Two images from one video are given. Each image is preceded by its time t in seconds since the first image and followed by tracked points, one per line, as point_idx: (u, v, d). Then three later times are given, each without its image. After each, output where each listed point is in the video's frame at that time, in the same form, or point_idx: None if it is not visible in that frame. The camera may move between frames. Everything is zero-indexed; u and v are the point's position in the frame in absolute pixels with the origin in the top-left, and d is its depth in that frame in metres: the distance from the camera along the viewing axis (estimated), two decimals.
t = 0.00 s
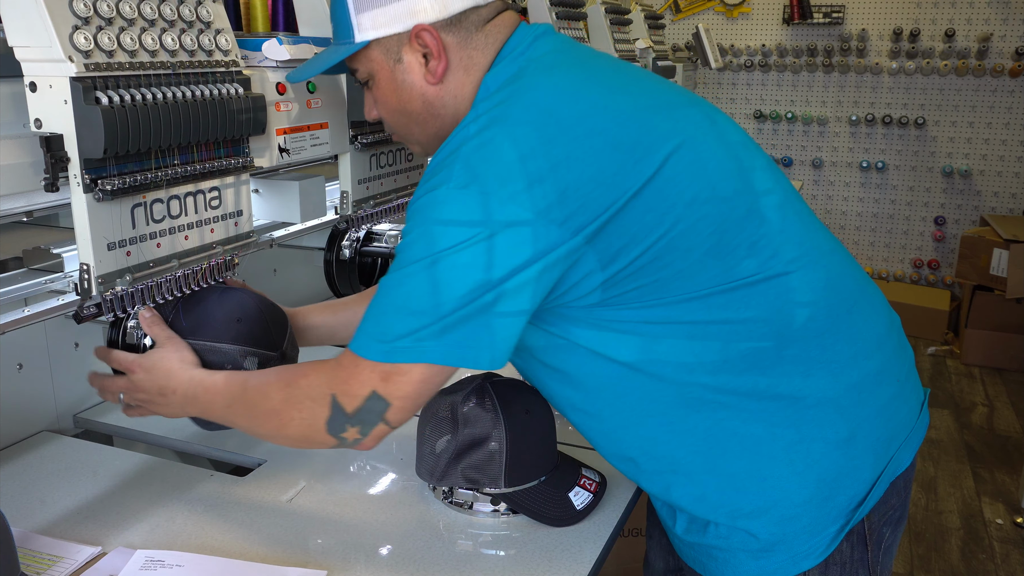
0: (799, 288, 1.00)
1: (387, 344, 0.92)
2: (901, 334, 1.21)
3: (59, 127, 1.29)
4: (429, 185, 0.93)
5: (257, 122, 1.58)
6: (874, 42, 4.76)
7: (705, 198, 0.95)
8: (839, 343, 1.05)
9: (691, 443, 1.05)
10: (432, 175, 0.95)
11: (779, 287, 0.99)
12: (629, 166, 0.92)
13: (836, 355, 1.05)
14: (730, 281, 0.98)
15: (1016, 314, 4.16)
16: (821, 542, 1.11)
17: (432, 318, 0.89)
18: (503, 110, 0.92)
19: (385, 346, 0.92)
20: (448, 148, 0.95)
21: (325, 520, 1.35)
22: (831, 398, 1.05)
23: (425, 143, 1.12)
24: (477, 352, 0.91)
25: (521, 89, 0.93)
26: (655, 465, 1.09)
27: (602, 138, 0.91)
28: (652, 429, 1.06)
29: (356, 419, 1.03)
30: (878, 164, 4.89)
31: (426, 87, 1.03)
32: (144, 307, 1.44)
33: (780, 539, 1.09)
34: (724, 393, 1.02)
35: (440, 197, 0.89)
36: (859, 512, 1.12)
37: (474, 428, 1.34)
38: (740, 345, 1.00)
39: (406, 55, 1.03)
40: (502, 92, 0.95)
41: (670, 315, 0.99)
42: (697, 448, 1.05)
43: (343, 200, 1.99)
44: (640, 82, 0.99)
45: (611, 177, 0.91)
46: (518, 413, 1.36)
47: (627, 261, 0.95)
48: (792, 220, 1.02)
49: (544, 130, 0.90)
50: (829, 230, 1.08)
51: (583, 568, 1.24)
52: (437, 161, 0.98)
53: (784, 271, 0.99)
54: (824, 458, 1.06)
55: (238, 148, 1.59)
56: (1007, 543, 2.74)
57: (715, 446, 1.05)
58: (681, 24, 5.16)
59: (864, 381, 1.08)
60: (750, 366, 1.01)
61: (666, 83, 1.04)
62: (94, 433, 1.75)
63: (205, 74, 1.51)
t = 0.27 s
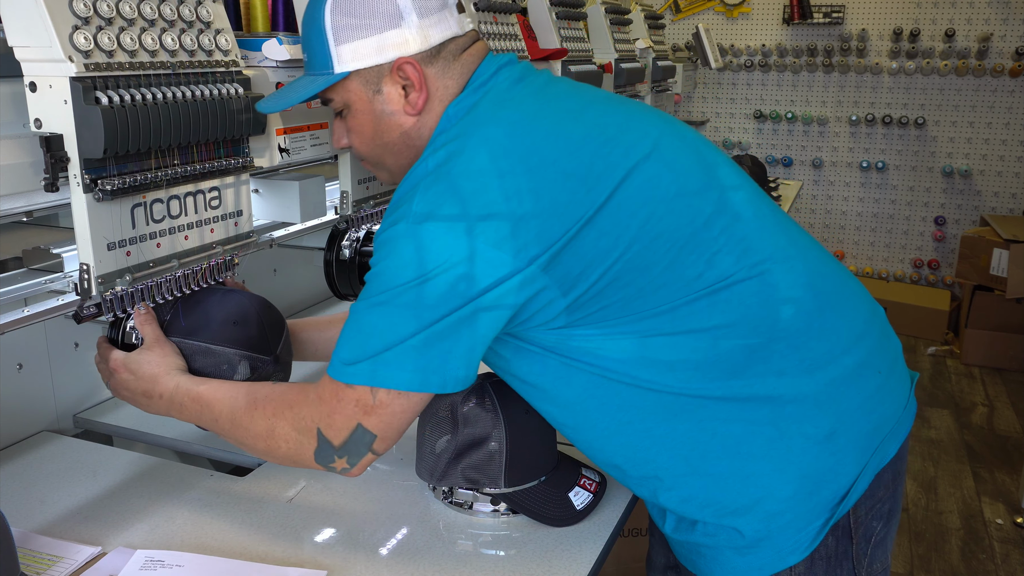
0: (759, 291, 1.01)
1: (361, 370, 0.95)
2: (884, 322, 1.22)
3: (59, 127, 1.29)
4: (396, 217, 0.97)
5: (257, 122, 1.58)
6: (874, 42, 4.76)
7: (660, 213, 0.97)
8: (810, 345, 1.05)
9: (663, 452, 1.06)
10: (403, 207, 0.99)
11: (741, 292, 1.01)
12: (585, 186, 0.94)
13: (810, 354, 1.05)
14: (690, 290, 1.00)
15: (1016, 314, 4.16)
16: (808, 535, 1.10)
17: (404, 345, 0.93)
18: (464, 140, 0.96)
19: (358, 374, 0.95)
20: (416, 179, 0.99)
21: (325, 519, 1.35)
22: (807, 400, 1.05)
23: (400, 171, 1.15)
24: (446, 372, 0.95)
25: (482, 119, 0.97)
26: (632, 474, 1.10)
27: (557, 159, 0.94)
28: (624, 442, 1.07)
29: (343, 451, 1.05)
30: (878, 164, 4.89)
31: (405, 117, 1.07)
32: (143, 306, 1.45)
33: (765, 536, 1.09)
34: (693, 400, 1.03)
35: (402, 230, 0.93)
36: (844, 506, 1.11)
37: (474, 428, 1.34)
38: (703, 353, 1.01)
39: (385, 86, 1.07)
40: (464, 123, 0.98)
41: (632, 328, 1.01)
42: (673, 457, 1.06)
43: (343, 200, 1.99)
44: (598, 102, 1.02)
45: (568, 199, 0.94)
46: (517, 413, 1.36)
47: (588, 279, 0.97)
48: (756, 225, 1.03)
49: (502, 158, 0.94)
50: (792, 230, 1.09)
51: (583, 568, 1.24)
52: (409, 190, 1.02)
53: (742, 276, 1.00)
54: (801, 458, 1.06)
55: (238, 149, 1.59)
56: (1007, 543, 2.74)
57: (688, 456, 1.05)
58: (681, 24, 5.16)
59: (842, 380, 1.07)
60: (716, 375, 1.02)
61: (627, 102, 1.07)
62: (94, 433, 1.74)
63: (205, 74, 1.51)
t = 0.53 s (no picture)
0: (778, 286, 1.01)
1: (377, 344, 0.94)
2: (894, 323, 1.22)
3: (59, 127, 1.29)
4: (415, 194, 0.95)
5: (257, 122, 1.58)
6: (874, 42, 4.76)
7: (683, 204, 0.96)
8: (820, 340, 1.05)
9: (676, 441, 1.05)
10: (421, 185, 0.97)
11: (759, 286, 1.00)
12: (610, 175, 0.93)
13: (821, 351, 1.05)
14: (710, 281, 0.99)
15: (1016, 314, 4.15)
16: (816, 531, 1.11)
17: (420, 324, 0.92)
18: (487, 120, 0.94)
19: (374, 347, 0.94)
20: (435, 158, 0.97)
21: (325, 520, 1.35)
22: (818, 393, 1.05)
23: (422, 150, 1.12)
24: (463, 354, 0.93)
25: (506, 100, 0.95)
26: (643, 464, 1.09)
27: (582, 146, 0.93)
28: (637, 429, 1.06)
29: (356, 422, 1.03)
30: (878, 164, 4.89)
31: (430, 95, 1.03)
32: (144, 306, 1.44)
33: (774, 530, 1.09)
34: (708, 392, 1.03)
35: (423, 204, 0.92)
36: (847, 503, 1.12)
37: (474, 428, 1.34)
38: (719, 345, 1.01)
39: (410, 62, 1.02)
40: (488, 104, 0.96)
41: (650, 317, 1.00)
42: (686, 446, 1.05)
43: (343, 200, 1.99)
44: (621, 92, 1.01)
45: (592, 186, 0.93)
46: (517, 414, 1.36)
47: (608, 266, 0.96)
48: (774, 221, 1.03)
49: (527, 140, 0.92)
50: (806, 227, 1.11)
51: (582, 568, 1.24)
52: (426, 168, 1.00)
53: (762, 270, 1.00)
54: (810, 453, 1.06)
55: (238, 148, 1.59)
56: (1007, 543, 2.74)
57: (700, 444, 1.05)
58: (681, 24, 5.16)
59: (851, 377, 1.08)
60: (731, 367, 1.02)
61: (650, 93, 1.06)
62: (94, 433, 1.74)
63: (205, 74, 1.51)
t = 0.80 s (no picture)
0: (830, 281, 1.00)
1: (413, 274, 0.88)
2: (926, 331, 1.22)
3: (59, 127, 1.29)
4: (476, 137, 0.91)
5: (257, 122, 1.58)
6: (874, 42, 4.77)
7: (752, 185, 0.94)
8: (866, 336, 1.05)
9: (714, 423, 1.04)
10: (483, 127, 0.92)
11: (814, 280, 0.99)
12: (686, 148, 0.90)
13: (866, 349, 1.05)
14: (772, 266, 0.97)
15: (1017, 314, 4.15)
16: (833, 527, 1.11)
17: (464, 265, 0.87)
18: (560, 77, 0.89)
19: (416, 275, 0.88)
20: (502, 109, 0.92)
21: (325, 520, 1.35)
22: (861, 388, 1.05)
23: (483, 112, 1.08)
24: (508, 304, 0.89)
25: (580, 60, 0.92)
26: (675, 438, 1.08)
27: (658, 116, 0.89)
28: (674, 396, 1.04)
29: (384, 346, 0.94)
30: (878, 164, 4.89)
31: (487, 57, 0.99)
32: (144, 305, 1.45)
33: (792, 523, 1.09)
34: (750, 376, 1.01)
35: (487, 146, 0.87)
36: (871, 501, 1.12)
37: (474, 428, 1.34)
38: (773, 329, 0.99)
39: (465, 26, 0.98)
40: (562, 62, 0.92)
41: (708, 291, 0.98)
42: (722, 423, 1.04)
43: (343, 200, 1.99)
44: (696, 71, 0.98)
45: (665, 156, 0.89)
46: (517, 413, 1.36)
47: (665, 239, 0.92)
48: (834, 218, 1.02)
49: (602, 100, 0.88)
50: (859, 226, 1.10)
51: (583, 568, 1.24)
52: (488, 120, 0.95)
53: (817, 263, 0.99)
54: (847, 447, 1.06)
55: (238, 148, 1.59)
56: (1007, 543, 2.74)
57: (736, 423, 1.04)
58: (681, 24, 5.16)
59: (890, 380, 1.08)
60: (779, 352, 1.01)
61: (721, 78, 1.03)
62: (93, 433, 1.74)
63: (205, 74, 1.51)
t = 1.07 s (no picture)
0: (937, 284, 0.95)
1: (636, 306, 0.72)
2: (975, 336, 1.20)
3: (59, 127, 1.29)
4: (641, 113, 0.74)
5: (257, 122, 1.58)
6: (874, 42, 4.77)
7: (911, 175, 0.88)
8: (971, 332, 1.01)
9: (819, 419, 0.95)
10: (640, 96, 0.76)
11: (929, 279, 0.94)
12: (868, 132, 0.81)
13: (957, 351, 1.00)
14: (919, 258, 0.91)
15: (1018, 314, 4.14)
16: (902, 526, 1.02)
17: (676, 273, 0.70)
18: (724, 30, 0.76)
19: (644, 301, 0.71)
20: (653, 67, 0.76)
21: (326, 520, 1.35)
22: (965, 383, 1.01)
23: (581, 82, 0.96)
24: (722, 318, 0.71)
25: (727, 23, 0.77)
26: (796, 436, 0.98)
27: (832, 95, 0.79)
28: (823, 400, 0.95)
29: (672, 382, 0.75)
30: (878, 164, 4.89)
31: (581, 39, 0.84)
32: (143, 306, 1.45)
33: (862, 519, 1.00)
34: (877, 383, 0.93)
35: (663, 121, 0.70)
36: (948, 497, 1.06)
37: (474, 428, 1.35)
38: (918, 327, 0.94)
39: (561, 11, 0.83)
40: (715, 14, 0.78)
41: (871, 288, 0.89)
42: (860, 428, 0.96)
43: (343, 200, 1.99)
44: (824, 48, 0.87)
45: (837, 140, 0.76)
46: (517, 413, 1.36)
47: (823, 232, 0.80)
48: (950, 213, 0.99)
49: (767, 69, 0.74)
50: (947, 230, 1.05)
51: (583, 568, 1.24)
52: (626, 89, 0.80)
53: (930, 264, 0.94)
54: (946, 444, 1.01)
55: (238, 148, 1.59)
56: (1007, 543, 2.74)
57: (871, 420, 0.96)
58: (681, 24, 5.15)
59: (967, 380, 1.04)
60: (918, 347, 0.95)
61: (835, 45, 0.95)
62: (94, 433, 1.74)
63: (205, 74, 1.51)
